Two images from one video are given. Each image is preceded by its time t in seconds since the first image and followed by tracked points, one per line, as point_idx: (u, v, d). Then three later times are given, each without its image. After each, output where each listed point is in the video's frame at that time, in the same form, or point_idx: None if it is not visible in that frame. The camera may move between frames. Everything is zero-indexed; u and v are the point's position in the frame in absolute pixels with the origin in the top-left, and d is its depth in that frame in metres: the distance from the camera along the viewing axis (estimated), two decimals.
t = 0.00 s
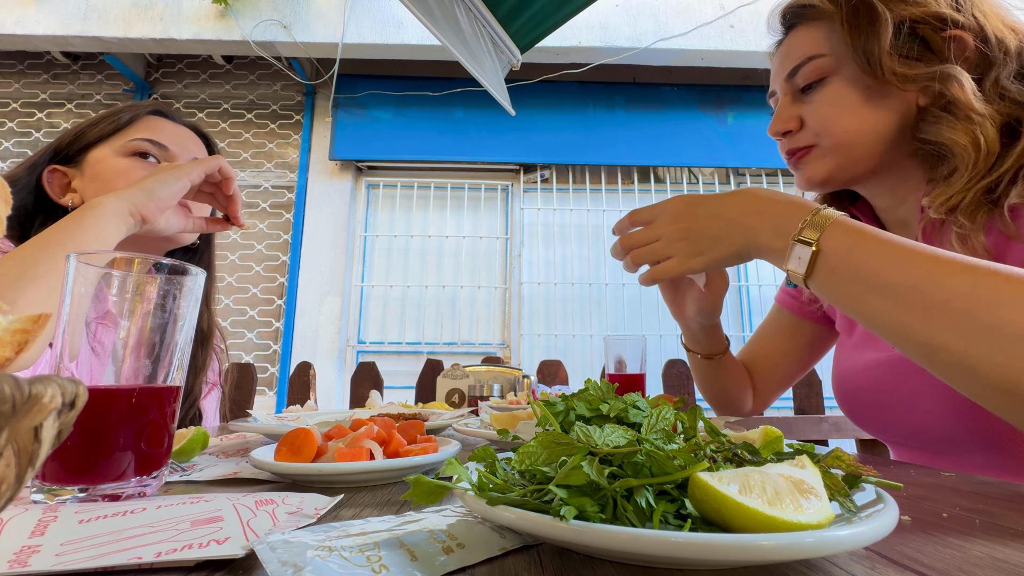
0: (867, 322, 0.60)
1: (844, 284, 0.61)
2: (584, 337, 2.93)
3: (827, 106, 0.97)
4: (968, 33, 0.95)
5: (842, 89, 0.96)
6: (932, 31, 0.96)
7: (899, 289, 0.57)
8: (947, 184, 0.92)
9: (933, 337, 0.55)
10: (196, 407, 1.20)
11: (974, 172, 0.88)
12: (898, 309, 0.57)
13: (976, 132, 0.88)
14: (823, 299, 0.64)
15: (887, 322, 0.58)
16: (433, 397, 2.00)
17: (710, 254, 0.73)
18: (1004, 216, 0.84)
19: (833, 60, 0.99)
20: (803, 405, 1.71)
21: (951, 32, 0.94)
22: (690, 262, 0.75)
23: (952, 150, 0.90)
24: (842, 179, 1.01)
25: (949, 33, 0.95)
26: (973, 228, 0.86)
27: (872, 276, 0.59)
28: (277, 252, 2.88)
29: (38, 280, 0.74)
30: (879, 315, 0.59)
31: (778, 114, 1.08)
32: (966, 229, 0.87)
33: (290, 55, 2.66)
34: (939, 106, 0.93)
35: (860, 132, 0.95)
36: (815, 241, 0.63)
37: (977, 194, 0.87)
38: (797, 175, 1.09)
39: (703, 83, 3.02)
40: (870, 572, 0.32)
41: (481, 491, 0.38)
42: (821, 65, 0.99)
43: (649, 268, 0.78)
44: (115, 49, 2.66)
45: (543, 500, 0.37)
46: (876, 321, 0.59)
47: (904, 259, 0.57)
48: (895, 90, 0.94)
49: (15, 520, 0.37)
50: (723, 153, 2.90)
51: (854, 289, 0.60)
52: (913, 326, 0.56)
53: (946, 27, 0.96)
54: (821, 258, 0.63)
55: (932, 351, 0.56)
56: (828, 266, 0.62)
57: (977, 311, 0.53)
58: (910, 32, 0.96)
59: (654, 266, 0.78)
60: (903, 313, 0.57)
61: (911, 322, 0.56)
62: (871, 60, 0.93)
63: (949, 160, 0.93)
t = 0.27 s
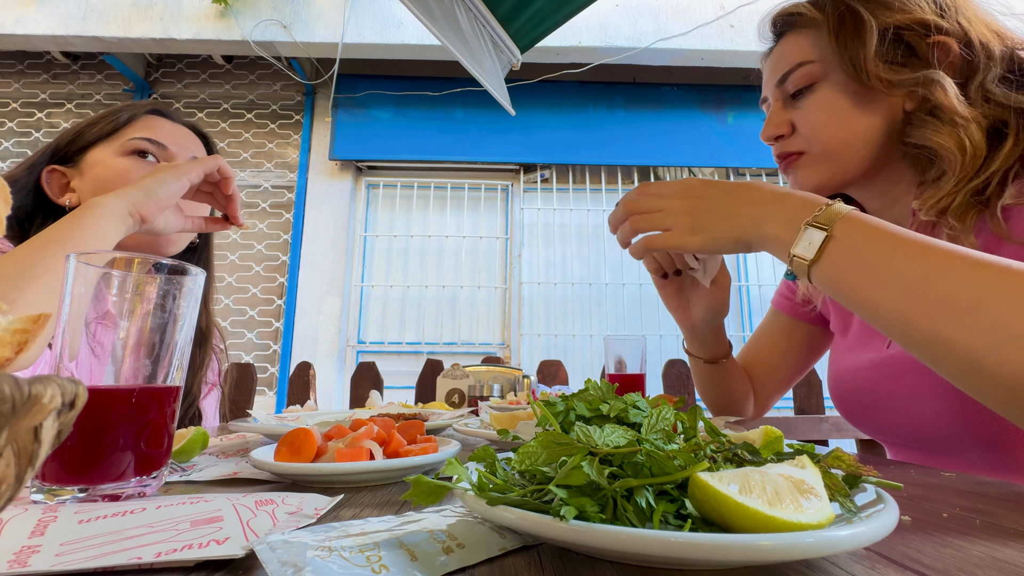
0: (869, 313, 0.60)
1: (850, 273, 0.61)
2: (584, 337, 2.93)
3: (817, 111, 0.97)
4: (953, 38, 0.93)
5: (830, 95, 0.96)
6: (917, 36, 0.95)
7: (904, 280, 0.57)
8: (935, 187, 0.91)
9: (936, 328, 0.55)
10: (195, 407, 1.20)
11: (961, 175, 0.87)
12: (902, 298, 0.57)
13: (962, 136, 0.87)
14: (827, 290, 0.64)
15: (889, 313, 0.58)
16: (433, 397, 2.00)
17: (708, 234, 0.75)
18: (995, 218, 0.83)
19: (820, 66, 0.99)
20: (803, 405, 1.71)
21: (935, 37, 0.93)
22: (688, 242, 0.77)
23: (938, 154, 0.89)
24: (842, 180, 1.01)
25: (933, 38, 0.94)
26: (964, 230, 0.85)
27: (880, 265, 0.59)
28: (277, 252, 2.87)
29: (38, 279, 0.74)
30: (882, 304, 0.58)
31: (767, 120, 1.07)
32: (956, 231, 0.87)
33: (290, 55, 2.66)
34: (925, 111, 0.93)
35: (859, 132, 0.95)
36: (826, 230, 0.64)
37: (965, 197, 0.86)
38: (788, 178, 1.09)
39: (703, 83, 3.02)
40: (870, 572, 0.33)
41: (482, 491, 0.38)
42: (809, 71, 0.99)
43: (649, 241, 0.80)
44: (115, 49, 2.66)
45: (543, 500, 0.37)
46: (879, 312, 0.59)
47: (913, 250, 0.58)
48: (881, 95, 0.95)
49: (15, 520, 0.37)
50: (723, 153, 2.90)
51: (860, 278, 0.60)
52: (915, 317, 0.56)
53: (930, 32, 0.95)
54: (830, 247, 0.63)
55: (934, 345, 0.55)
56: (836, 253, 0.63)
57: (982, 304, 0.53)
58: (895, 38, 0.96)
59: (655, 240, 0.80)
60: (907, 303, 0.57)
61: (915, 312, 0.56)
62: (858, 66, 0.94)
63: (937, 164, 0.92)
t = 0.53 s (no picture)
0: (871, 313, 0.60)
1: (852, 272, 0.61)
2: (584, 337, 2.93)
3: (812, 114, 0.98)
4: (942, 43, 0.93)
5: (824, 99, 0.97)
6: (906, 40, 0.95)
7: (907, 279, 0.57)
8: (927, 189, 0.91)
9: (939, 328, 0.55)
10: (194, 406, 1.20)
11: (953, 177, 0.87)
12: (906, 297, 0.57)
13: (951, 138, 0.87)
14: (829, 290, 0.63)
15: (892, 313, 0.58)
16: (433, 397, 2.00)
17: (707, 231, 0.76)
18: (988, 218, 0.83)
19: (812, 71, 1.00)
20: (803, 405, 1.71)
21: (924, 41, 0.93)
22: (687, 238, 0.78)
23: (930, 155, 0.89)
24: (842, 181, 1.01)
25: (921, 42, 0.94)
26: (958, 231, 0.85)
27: (883, 265, 0.59)
28: (277, 252, 2.87)
29: (38, 279, 0.74)
30: (885, 304, 0.58)
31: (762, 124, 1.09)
32: (950, 232, 0.86)
33: (290, 55, 2.66)
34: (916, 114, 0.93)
35: (858, 133, 0.96)
36: (829, 229, 0.64)
37: (958, 197, 0.86)
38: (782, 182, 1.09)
39: (703, 83, 3.02)
40: (870, 572, 0.33)
41: (482, 491, 0.38)
42: (802, 76, 1.00)
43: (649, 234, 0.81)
44: (115, 49, 2.66)
45: (543, 500, 0.37)
46: (881, 312, 0.59)
47: (916, 251, 0.58)
48: (871, 98, 0.95)
49: (15, 520, 0.37)
50: (723, 153, 2.90)
51: (862, 277, 0.60)
52: (918, 317, 0.56)
53: (918, 36, 0.95)
54: (832, 246, 0.63)
55: (936, 344, 0.55)
56: (839, 253, 0.62)
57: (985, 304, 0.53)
58: (884, 43, 0.96)
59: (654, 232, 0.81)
60: (910, 303, 0.56)
61: (917, 312, 0.56)
62: (848, 71, 0.94)
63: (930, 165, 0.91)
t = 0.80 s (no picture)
0: (870, 315, 0.60)
1: (851, 274, 0.61)
2: (584, 337, 2.93)
3: (804, 118, 0.98)
4: (934, 45, 0.94)
5: (818, 102, 0.97)
6: (899, 43, 0.96)
7: (907, 281, 0.57)
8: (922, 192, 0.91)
9: (939, 329, 0.54)
10: (194, 406, 1.20)
11: (948, 179, 0.87)
12: (906, 299, 0.56)
13: (945, 141, 0.88)
14: (828, 293, 0.63)
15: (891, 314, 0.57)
16: (433, 397, 2.00)
17: (707, 231, 0.76)
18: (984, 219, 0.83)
19: (807, 75, 1.00)
20: (803, 405, 1.71)
21: (918, 44, 0.93)
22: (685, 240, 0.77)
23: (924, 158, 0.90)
24: (842, 182, 1.01)
25: (914, 45, 0.94)
26: (955, 232, 0.85)
27: (882, 266, 0.59)
28: (277, 252, 2.87)
29: (38, 278, 0.74)
30: (885, 305, 0.58)
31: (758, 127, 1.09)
32: (947, 234, 0.86)
33: (290, 55, 2.66)
34: (910, 117, 0.93)
35: (858, 132, 0.96)
36: (829, 232, 0.64)
37: (953, 199, 0.86)
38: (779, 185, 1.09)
39: (703, 82, 3.02)
40: (870, 572, 0.32)
41: (482, 491, 0.38)
42: (797, 79, 1.01)
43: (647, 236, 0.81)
44: (114, 49, 2.66)
45: (543, 500, 0.37)
46: (880, 313, 0.58)
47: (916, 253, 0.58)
48: (865, 101, 0.95)
49: (15, 520, 0.37)
50: (723, 153, 2.90)
51: (862, 278, 0.60)
52: (918, 318, 0.56)
53: (911, 39, 0.95)
54: (833, 248, 0.63)
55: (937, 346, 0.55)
56: (839, 255, 0.62)
57: (984, 306, 0.53)
58: (877, 46, 0.96)
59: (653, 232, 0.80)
60: (909, 304, 0.56)
61: (917, 313, 0.56)
62: (842, 75, 0.95)
63: (925, 168, 0.91)
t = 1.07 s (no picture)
0: (871, 307, 0.59)
1: (855, 266, 0.60)
2: (584, 337, 2.93)
3: (817, 114, 0.97)
4: (950, 41, 0.93)
5: (831, 99, 0.96)
6: (913, 40, 0.95)
7: (911, 276, 0.57)
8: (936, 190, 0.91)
9: (941, 324, 0.54)
10: (194, 406, 1.20)
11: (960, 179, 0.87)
12: (909, 292, 0.56)
13: (963, 137, 0.87)
14: (829, 283, 0.63)
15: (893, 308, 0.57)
16: (433, 397, 2.00)
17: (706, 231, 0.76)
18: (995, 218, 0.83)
19: (818, 72, 0.99)
20: (803, 405, 1.71)
21: (932, 39, 0.93)
22: (686, 215, 0.79)
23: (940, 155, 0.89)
24: (843, 183, 1.01)
25: (929, 41, 0.93)
26: (962, 230, 0.86)
27: (888, 260, 0.59)
28: (277, 252, 2.87)
29: (38, 278, 0.74)
30: (887, 299, 0.58)
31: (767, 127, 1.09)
32: (955, 231, 0.87)
33: (290, 55, 2.66)
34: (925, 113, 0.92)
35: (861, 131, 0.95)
36: (838, 222, 0.64)
37: (963, 198, 0.86)
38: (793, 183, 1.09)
39: (703, 83, 3.02)
40: (870, 572, 0.32)
41: (482, 491, 0.38)
42: (808, 77, 1.00)
43: (648, 206, 0.84)
44: (114, 49, 2.66)
45: (543, 500, 0.37)
46: (881, 307, 0.58)
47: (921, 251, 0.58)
48: (879, 99, 0.94)
49: (14, 520, 0.37)
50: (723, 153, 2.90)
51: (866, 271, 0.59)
52: (921, 313, 0.55)
53: (925, 35, 0.95)
54: (840, 238, 0.63)
55: (937, 343, 0.55)
56: (845, 246, 0.62)
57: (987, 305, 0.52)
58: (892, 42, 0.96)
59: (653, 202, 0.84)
60: (912, 299, 0.56)
61: (920, 308, 0.55)
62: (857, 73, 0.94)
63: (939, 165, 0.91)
